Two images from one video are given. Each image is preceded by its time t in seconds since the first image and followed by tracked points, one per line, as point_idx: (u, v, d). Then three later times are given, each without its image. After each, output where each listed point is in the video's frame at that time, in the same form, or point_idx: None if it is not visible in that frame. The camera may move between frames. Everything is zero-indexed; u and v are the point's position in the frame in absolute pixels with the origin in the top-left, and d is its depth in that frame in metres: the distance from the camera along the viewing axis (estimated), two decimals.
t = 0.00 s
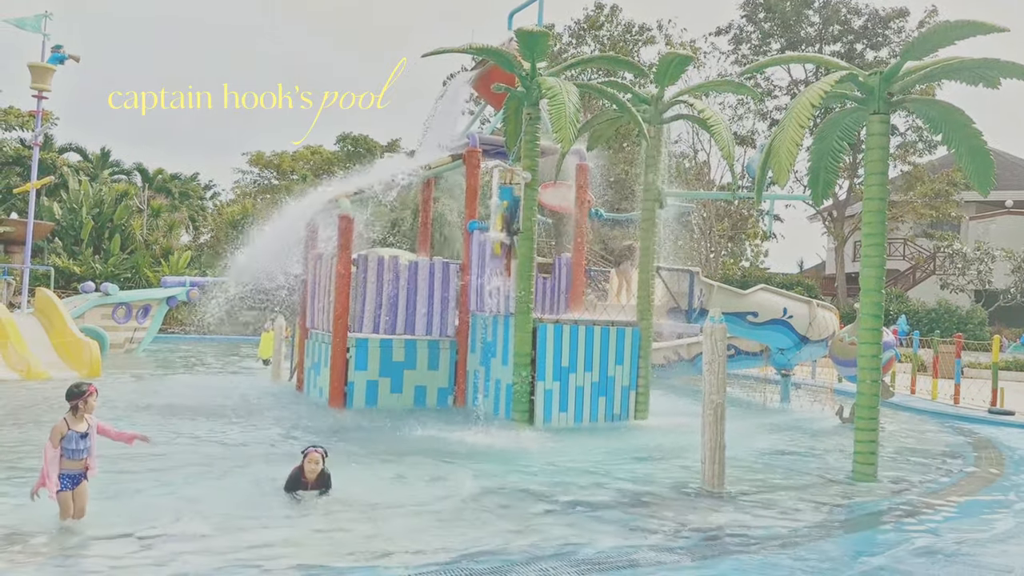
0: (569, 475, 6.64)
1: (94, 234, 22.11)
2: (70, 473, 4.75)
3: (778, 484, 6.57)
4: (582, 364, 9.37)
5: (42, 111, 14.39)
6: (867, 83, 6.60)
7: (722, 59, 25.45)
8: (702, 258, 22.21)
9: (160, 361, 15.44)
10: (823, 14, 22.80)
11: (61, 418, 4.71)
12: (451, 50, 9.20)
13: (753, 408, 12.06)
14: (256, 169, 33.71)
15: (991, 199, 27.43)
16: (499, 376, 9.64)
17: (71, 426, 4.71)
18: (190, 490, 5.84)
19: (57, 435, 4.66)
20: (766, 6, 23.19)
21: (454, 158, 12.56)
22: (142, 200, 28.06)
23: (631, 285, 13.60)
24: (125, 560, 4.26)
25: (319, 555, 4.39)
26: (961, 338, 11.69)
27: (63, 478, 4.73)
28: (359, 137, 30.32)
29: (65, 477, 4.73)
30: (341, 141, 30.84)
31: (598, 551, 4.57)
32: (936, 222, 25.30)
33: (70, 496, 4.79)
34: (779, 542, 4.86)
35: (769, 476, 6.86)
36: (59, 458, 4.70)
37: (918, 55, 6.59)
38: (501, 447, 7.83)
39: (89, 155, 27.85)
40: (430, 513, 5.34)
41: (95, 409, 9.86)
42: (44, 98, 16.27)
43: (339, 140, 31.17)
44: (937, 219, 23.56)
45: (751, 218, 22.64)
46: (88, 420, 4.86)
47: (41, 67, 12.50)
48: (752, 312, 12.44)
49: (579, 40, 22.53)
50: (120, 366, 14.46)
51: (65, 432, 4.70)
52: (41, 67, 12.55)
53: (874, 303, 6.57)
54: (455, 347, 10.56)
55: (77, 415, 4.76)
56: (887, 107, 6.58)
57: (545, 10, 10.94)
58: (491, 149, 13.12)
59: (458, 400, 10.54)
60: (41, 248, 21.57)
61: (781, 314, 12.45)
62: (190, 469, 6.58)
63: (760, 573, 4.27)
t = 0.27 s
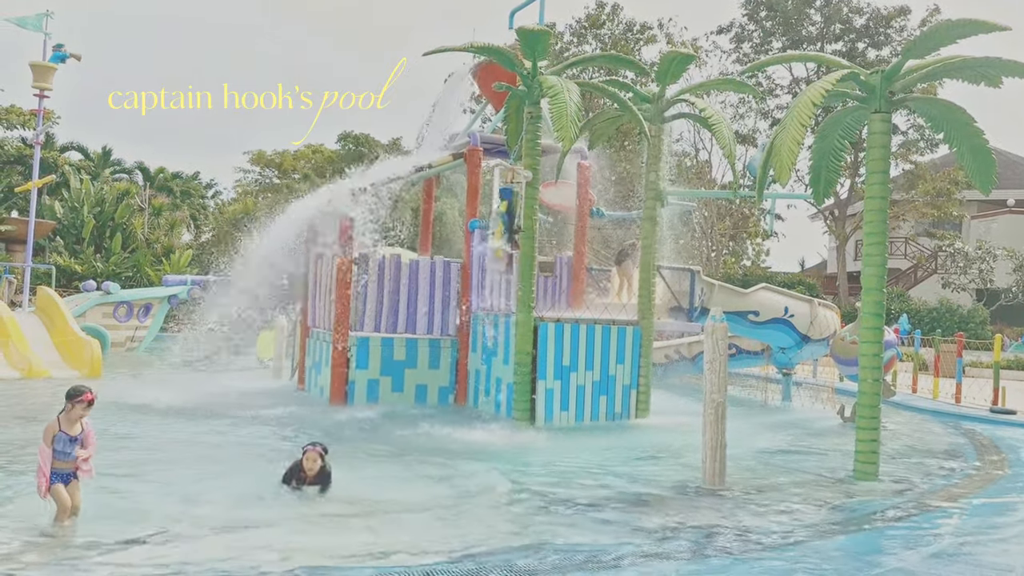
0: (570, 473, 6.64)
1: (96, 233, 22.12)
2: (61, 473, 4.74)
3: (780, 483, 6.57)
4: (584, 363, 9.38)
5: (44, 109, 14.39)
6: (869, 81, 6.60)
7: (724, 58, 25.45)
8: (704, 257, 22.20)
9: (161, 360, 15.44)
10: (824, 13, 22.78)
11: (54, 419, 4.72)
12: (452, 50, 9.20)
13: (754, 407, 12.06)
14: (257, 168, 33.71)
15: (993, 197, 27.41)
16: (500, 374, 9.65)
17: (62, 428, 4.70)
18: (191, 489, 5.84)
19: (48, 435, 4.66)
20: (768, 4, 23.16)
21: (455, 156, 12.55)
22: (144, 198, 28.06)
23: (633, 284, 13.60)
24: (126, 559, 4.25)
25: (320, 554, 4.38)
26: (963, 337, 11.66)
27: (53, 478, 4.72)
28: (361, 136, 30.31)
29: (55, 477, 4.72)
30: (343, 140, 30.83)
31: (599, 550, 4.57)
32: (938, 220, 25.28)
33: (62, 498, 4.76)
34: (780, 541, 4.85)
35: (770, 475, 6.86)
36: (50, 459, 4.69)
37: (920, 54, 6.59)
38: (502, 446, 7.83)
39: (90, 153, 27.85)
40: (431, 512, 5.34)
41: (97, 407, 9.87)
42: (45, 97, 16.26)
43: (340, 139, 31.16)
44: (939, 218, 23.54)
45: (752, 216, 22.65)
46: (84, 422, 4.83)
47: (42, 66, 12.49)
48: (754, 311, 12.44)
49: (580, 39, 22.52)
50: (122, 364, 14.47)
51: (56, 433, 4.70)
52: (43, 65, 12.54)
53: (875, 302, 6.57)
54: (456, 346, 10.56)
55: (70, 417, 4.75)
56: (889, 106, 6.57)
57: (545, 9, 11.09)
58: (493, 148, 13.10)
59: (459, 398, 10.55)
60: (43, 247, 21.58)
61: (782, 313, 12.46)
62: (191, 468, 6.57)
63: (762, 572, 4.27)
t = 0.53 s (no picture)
0: (571, 473, 6.64)
1: (96, 232, 22.11)
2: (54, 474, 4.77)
3: (780, 483, 6.56)
4: (584, 362, 9.37)
5: (45, 108, 14.39)
6: (869, 81, 6.59)
7: (724, 57, 25.44)
8: (705, 256, 22.19)
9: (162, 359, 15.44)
10: (825, 12, 22.77)
11: (45, 424, 4.68)
12: (453, 49, 9.21)
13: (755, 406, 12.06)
14: (258, 168, 33.71)
15: (994, 197, 27.39)
16: (500, 373, 9.64)
17: (56, 433, 4.68)
18: (191, 489, 5.83)
19: (42, 441, 4.65)
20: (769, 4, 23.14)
21: (456, 155, 12.56)
22: (144, 197, 28.06)
23: (633, 283, 13.61)
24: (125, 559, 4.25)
25: (319, 554, 4.38)
26: (964, 336, 11.65)
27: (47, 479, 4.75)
28: (361, 135, 30.30)
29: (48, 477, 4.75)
30: (344, 139, 30.82)
31: (600, 550, 4.56)
32: (939, 220, 25.26)
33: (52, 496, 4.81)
34: (781, 541, 4.84)
35: (771, 475, 6.86)
36: (43, 462, 4.69)
37: (921, 53, 6.58)
38: (503, 445, 7.83)
39: (91, 152, 27.83)
40: (431, 512, 5.33)
41: (97, 406, 9.86)
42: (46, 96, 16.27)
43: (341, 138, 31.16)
44: (940, 217, 23.52)
45: (753, 216, 22.63)
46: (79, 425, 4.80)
47: (43, 65, 12.49)
48: (755, 310, 12.45)
49: (581, 38, 22.51)
50: (123, 364, 14.47)
51: (50, 437, 4.68)
52: (44, 64, 12.54)
53: (876, 301, 6.57)
54: (457, 346, 10.56)
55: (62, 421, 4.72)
56: (890, 105, 6.57)
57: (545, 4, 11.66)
58: (493, 147, 13.10)
59: (460, 397, 10.55)
60: (44, 246, 21.58)
61: (783, 312, 12.46)
62: (192, 467, 6.57)
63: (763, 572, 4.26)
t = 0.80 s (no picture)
0: (572, 473, 6.64)
1: (97, 231, 22.12)
2: (50, 471, 4.72)
3: (781, 482, 6.57)
4: (585, 362, 9.37)
5: (46, 108, 14.39)
6: (870, 81, 6.59)
7: (725, 57, 25.43)
8: (705, 256, 22.19)
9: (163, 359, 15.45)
10: (826, 12, 22.76)
11: (45, 420, 4.65)
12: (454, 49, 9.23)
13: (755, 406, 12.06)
14: (259, 167, 33.71)
15: (995, 196, 27.36)
16: (501, 373, 9.64)
17: (53, 430, 4.63)
18: (191, 488, 5.84)
19: (38, 437, 4.61)
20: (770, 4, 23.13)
21: (457, 155, 12.57)
22: (145, 197, 28.07)
23: (634, 283, 13.62)
24: (127, 558, 4.25)
25: (320, 554, 4.37)
26: (964, 336, 11.64)
27: (40, 475, 4.69)
28: (362, 134, 30.30)
29: (42, 474, 4.69)
30: (344, 138, 30.81)
31: (601, 549, 4.56)
32: (940, 220, 25.22)
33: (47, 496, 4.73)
34: (782, 541, 4.84)
35: (771, 475, 6.86)
36: (38, 458, 4.65)
37: (921, 53, 6.58)
38: (503, 445, 7.83)
39: (92, 152, 27.84)
40: (431, 512, 5.34)
41: (98, 406, 9.87)
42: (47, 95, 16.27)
43: (342, 138, 31.15)
44: (941, 217, 23.51)
45: (754, 215, 22.60)
46: (78, 423, 4.76)
47: (44, 65, 12.49)
48: (755, 310, 12.46)
49: (582, 38, 22.50)
50: (123, 363, 14.48)
51: (48, 434, 4.63)
52: (45, 64, 12.54)
53: (876, 301, 6.57)
54: (458, 345, 10.57)
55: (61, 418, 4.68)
56: (891, 105, 6.56)
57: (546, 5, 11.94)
58: (494, 147, 13.12)
59: (460, 397, 10.55)
60: (45, 246, 21.58)
61: (784, 312, 12.47)
62: (192, 466, 6.57)
63: (763, 571, 4.26)
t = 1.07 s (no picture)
0: (574, 473, 6.64)
1: (99, 231, 22.14)
2: (58, 474, 4.65)
3: (783, 483, 6.56)
4: (586, 362, 9.37)
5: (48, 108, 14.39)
6: (872, 81, 6.58)
7: (727, 57, 25.41)
8: (707, 256, 22.18)
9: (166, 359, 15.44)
10: (828, 12, 22.74)
11: (53, 420, 4.59)
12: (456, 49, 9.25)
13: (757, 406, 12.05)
14: (261, 167, 33.73)
15: (997, 197, 27.33)
16: (503, 373, 9.64)
17: (62, 430, 4.57)
18: (193, 488, 5.84)
19: (47, 437, 4.55)
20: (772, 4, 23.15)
21: (458, 155, 12.59)
22: (147, 197, 28.09)
23: (636, 284, 13.63)
24: (129, 558, 4.25)
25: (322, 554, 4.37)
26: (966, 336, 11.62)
27: (47, 478, 4.62)
28: (364, 134, 30.30)
29: (49, 476, 4.62)
30: (346, 138, 30.80)
31: (603, 550, 4.56)
32: (942, 220, 25.21)
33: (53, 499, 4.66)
34: (784, 541, 4.84)
35: (773, 475, 6.85)
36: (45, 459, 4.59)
37: (924, 53, 6.57)
38: (505, 445, 7.84)
39: (94, 152, 27.85)
40: (433, 511, 5.34)
41: (100, 406, 9.88)
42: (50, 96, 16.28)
43: (344, 138, 31.15)
44: (943, 217, 23.49)
45: (756, 216, 22.57)
46: (84, 421, 4.67)
47: (46, 65, 12.50)
48: (757, 310, 12.47)
49: (584, 38, 22.50)
50: (125, 363, 14.48)
51: (56, 435, 4.57)
52: (47, 64, 12.55)
53: (878, 301, 6.56)
54: (459, 345, 10.58)
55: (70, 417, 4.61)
56: (892, 105, 6.56)
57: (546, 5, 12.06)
58: (496, 148, 13.13)
59: (462, 397, 10.54)
60: (47, 246, 21.60)
61: (785, 313, 12.47)
62: (195, 466, 6.58)
63: (766, 572, 4.26)
